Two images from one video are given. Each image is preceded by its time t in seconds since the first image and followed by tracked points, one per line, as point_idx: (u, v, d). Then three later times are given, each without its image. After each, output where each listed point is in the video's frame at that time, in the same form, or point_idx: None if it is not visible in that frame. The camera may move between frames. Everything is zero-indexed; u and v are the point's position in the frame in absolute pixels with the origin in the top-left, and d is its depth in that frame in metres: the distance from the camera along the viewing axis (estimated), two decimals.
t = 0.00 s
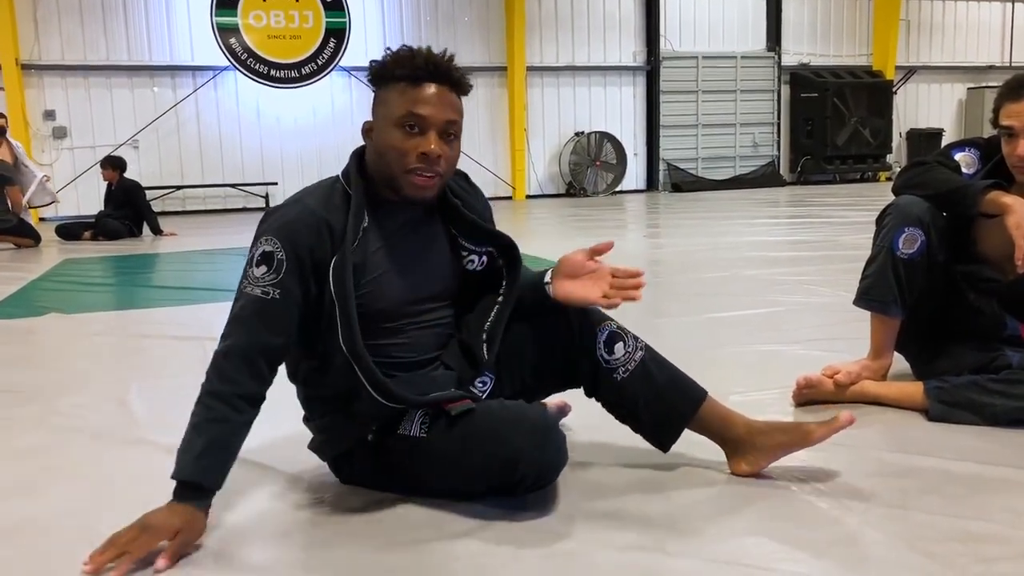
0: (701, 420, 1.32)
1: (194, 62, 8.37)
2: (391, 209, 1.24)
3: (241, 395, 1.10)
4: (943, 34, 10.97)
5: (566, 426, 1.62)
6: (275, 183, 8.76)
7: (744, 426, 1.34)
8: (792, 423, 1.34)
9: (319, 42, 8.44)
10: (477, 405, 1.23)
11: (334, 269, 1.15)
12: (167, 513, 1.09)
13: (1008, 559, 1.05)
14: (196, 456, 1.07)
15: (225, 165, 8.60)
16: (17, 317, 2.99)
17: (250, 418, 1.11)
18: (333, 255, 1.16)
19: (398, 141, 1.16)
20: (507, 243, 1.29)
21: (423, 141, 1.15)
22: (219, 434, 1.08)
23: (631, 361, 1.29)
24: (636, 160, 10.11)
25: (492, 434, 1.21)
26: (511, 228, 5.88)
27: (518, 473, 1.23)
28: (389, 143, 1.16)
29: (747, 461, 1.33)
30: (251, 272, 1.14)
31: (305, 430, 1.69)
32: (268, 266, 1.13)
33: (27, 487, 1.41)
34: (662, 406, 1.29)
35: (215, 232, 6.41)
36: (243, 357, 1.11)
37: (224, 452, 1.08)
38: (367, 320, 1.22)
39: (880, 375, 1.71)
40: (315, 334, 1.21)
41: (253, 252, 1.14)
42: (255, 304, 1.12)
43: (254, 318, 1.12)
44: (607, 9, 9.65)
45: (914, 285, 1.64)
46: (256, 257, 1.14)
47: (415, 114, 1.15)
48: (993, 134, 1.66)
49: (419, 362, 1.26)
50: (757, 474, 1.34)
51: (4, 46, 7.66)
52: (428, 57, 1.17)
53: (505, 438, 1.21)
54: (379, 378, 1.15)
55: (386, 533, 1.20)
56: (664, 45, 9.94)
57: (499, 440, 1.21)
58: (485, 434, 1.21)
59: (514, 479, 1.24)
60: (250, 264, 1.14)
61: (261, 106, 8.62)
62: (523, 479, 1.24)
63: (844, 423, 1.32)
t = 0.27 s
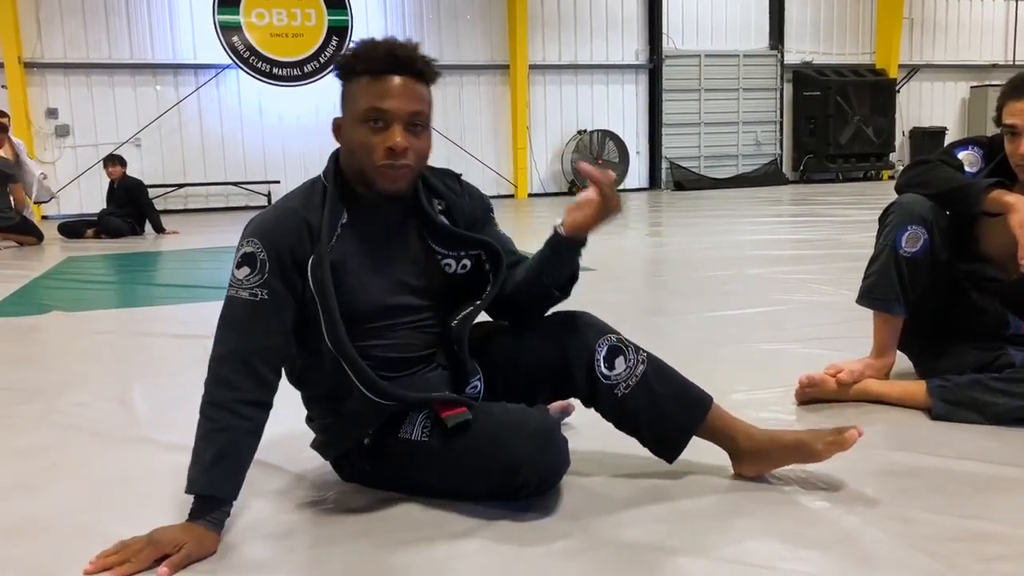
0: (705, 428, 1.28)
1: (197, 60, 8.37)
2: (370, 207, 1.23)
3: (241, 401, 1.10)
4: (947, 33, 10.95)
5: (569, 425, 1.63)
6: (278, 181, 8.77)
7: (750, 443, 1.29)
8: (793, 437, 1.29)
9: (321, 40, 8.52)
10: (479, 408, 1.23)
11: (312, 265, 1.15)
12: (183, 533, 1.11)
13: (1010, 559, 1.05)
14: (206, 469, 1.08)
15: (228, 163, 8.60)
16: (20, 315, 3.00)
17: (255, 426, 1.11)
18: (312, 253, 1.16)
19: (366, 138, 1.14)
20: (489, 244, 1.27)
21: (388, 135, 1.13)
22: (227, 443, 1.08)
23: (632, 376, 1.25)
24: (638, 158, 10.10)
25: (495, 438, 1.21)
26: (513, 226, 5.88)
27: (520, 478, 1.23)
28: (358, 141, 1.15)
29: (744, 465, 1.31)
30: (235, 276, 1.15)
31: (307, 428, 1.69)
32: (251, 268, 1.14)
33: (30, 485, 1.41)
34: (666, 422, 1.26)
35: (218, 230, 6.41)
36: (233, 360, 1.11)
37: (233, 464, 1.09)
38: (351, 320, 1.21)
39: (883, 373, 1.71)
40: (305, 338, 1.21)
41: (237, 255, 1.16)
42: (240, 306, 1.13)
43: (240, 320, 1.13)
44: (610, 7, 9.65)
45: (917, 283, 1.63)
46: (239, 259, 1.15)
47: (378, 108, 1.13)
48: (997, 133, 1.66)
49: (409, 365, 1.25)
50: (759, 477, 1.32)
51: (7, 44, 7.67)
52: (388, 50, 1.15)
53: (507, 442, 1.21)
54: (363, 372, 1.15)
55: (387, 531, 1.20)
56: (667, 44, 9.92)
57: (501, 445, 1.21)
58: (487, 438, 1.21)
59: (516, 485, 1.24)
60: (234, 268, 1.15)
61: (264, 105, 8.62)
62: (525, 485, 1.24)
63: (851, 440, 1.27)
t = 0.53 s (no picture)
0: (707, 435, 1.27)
1: (200, 58, 8.37)
2: (356, 203, 1.23)
3: (232, 401, 1.10)
4: (950, 32, 10.93)
5: (571, 426, 1.63)
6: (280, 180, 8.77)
7: (752, 449, 1.28)
8: (795, 448, 1.27)
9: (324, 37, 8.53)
10: (478, 412, 1.23)
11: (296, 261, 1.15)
12: (187, 534, 1.11)
13: (1012, 558, 1.05)
14: (202, 470, 1.09)
15: (230, 162, 8.60)
16: (21, 314, 3.00)
17: (249, 426, 1.11)
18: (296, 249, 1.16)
19: (349, 138, 1.14)
20: (480, 247, 1.27)
21: (372, 133, 1.14)
22: (220, 445, 1.09)
23: (632, 385, 1.24)
24: (640, 157, 10.10)
25: (497, 442, 1.21)
26: (515, 225, 5.88)
27: (524, 482, 1.23)
28: (338, 139, 1.15)
29: (745, 469, 1.31)
30: (222, 275, 1.15)
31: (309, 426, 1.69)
32: (237, 264, 1.14)
33: (31, 483, 1.41)
34: (666, 431, 1.25)
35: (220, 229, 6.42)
36: (222, 358, 1.11)
37: (227, 465, 1.09)
38: (338, 319, 1.21)
39: (886, 373, 1.71)
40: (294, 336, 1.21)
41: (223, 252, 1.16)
42: (227, 303, 1.13)
43: (226, 317, 1.13)
44: (612, 6, 9.64)
45: (920, 282, 1.63)
46: (224, 257, 1.15)
47: (357, 106, 1.13)
48: (1001, 132, 1.66)
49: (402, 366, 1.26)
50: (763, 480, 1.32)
51: (10, 43, 7.68)
52: (359, 45, 1.15)
53: (509, 447, 1.21)
54: (348, 370, 1.14)
55: (388, 530, 1.20)
56: (669, 43, 9.92)
57: (504, 449, 1.21)
58: (489, 442, 1.21)
59: (519, 491, 1.24)
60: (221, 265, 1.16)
61: (266, 104, 8.60)
62: (528, 491, 1.24)
63: (852, 458, 1.25)
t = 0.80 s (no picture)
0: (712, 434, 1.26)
1: (203, 58, 8.39)
2: (358, 205, 1.23)
3: (235, 402, 1.11)
4: (954, 31, 10.91)
5: (575, 425, 1.63)
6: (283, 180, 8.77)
7: (756, 450, 1.28)
8: (801, 450, 1.27)
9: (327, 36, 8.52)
10: (482, 412, 1.23)
11: (298, 262, 1.14)
12: (190, 532, 1.11)
13: (1017, 559, 1.05)
14: (204, 471, 1.09)
15: (233, 161, 8.61)
16: (24, 312, 3.01)
17: (252, 425, 1.11)
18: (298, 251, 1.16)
19: (349, 140, 1.14)
20: (483, 247, 1.27)
21: (373, 134, 1.14)
22: (222, 446, 1.09)
23: (635, 385, 1.24)
24: (643, 156, 10.10)
25: (500, 441, 1.21)
26: (518, 224, 5.88)
27: (527, 482, 1.23)
28: (339, 140, 1.15)
29: (748, 468, 1.31)
30: (224, 275, 1.15)
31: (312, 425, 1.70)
32: (239, 266, 1.13)
33: (34, 481, 1.42)
34: (670, 431, 1.26)
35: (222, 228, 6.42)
36: (224, 360, 1.12)
37: (228, 465, 1.09)
38: (340, 319, 1.21)
39: (889, 372, 1.71)
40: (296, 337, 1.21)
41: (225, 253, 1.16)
42: (229, 304, 1.13)
43: (228, 319, 1.13)
44: (615, 5, 9.63)
45: (923, 282, 1.63)
46: (226, 257, 1.15)
47: (358, 107, 1.13)
48: (1004, 132, 1.66)
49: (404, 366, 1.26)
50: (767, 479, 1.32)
51: (13, 42, 7.69)
52: (357, 44, 1.14)
53: (513, 446, 1.21)
54: (349, 373, 1.14)
55: (392, 529, 1.20)
56: (672, 42, 9.91)
57: (508, 449, 1.21)
58: (493, 441, 1.21)
59: (522, 490, 1.24)
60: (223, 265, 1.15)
61: (269, 103, 8.60)
62: (531, 490, 1.24)
63: (857, 460, 1.25)
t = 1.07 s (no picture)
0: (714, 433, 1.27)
1: (204, 58, 8.40)
2: (362, 206, 1.23)
3: (239, 401, 1.11)
4: (955, 31, 10.90)
5: (576, 425, 1.63)
6: (285, 179, 8.78)
7: (758, 450, 1.28)
8: (804, 450, 1.27)
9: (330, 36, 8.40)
10: (485, 411, 1.23)
11: (303, 262, 1.14)
12: (192, 531, 1.11)
13: (1019, 558, 1.05)
14: (208, 471, 1.09)
15: (235, 161, 8.62)
16: (27, 311, 3.02)
17: (255, 424, 1.12)
18: (303, 251, 1.15)
19: (356, 138, 1.14)
20: (487, 248, 1.27)
21: (379, 133, 1.14)
22: (226, 445, 1.09)
23: (638, 384, 1.24)
24: (644, 156, 10.10)
25: (502, 440, 1.21)
26: (520, 224, 5.88)
27: (529, 481, 1.23)
28: (347, 139, 1.15)
29: (750, 467, 1.31)
30: (230, 274, 1.15)
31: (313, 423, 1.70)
32: (245, 265, 1.13)
33: (36, 480, 1.42)
34: (672, 430, 1.26)
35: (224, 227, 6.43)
36: (228, 359, 1.12)
37: (232, 465, 1.10)
38: (344, 319, 1.21)
39: (891, 372, 1.71)
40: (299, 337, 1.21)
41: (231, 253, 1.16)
42: (235, 303, 1.13)
43: (233, 319, 1.13)
44: (617, 5, 9.63)
45: (926, 281, 1.63)
46: (232, 257, 1.15)
47: (367, 106, 1.13)
48: (1007, 131, 1.65)
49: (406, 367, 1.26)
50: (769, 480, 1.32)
51: (15, 42, 7.70)
52: (368, 44, 1.15)
53: (515, 445, 1.21)
54: (353, 373, 1.14)
55: (393, 528, 1.20)
56: (674, 42, 9.91)
57: (511, 448, 1.21)
58: (496, 440, 1.21)
59: (524, 489, 1.24)
60: (229, 265, 1.15)
61: (271, 102, 8.62)
62: (533, 490, 1.24)
63: (861, 459, 1.25)
